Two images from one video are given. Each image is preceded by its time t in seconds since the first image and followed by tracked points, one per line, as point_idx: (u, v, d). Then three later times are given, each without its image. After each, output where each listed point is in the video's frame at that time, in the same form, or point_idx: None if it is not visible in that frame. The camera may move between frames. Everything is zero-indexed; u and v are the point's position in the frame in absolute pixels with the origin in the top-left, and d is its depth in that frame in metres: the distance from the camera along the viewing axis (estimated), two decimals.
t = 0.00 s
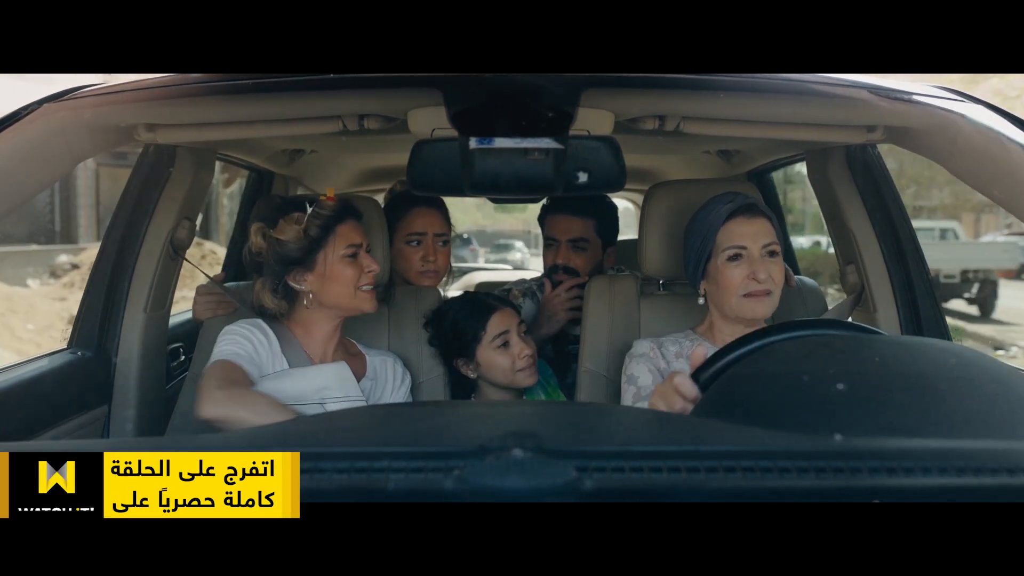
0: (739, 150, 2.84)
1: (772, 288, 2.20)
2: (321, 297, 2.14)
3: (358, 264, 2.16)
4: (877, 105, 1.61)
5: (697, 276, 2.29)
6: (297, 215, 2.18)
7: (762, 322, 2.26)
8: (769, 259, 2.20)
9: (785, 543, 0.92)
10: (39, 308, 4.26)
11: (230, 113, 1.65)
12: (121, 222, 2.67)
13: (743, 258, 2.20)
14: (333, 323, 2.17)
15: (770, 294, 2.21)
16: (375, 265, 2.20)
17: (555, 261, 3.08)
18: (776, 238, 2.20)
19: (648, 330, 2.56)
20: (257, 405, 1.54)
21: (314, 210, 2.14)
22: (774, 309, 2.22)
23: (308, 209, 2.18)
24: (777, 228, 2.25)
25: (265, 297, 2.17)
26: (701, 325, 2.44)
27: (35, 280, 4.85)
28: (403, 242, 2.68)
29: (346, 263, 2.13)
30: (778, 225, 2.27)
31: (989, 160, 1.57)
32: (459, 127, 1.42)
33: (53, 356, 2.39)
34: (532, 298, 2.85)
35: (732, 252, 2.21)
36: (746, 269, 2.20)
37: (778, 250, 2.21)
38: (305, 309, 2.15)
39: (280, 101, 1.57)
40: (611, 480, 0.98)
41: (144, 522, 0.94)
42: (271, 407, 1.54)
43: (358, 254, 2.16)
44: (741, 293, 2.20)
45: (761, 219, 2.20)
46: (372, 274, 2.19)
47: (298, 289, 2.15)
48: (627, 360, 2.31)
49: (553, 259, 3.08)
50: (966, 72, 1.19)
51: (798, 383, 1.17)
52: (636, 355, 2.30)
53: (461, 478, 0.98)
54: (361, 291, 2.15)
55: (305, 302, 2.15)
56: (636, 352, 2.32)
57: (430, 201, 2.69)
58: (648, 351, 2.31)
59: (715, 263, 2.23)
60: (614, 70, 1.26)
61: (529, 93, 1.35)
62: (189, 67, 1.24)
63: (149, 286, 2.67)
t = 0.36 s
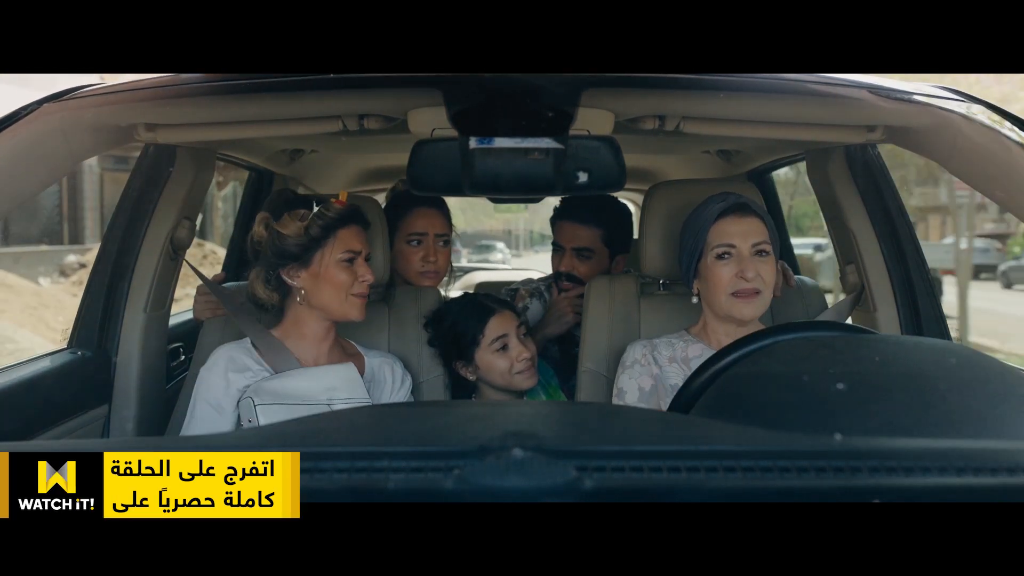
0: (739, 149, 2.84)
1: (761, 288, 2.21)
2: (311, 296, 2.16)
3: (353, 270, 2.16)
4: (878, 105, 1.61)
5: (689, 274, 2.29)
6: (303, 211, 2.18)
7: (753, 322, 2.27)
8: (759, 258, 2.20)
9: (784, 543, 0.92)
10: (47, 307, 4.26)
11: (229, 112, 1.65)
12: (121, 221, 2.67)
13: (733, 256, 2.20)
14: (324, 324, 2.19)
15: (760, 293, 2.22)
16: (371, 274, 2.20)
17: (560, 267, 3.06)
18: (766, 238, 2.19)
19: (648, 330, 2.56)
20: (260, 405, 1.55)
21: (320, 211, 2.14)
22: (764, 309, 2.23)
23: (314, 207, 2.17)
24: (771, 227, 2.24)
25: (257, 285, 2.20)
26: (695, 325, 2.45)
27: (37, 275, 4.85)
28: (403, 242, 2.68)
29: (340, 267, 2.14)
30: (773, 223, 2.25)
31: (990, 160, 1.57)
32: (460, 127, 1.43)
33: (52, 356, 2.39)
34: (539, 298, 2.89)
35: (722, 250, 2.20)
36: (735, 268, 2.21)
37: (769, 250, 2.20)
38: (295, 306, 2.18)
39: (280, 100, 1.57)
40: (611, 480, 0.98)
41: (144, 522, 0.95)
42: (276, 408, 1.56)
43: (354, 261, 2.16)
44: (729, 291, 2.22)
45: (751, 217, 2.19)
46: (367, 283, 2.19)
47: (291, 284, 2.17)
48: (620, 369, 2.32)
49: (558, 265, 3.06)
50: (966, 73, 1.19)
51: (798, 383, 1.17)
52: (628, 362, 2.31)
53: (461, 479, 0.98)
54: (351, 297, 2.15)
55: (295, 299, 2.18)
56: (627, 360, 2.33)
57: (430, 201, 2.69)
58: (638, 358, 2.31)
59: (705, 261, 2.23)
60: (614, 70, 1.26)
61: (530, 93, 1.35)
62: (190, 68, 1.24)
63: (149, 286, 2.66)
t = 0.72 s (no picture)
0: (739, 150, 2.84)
1: (766, 286, 2.22)
2: (303, 299, 2.17)
3: (343, 270, 2.18)
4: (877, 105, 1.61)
5: (693, 272, 2.28)
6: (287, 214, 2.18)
7: (755, 321, 2.28)
8: (764, 257, 2.21)
9: (784, 544, 0.91)
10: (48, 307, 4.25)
11: (229, 112, 1.65)
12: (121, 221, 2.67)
13: (739, 255, 2.20)
14: (319, 324, 2.20)
15: (763, 292, 2.23)
16: (361, 272, 2.21)
17: (561, 264, 3.06)
18: (771, 237, 2.20)
19: (648, 330, 2.56)
20: (258, 406, 1.56)
21: (304, 214, 2.13)
22: (767, 308, 2.24)
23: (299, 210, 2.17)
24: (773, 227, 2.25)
25: (250, 292, 2.21)
26: (696, 324, 2.44)
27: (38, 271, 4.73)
28: (402, 242, 2.68)
29: (330, 268, 2.16)
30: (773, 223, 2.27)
31: (990, 160, 1.57)
32: (459, 127, 1.42)
33: (51, 356, 2.39)
34: (540, 298, 2.93)
35: (728, 248, 2.20)
36: (741, 266, 2.21)
37: (774, 250, 2.22)
38: (288, 310, 2.19)
39: (280, 101, 1.57)
40: (611, 480, 0.98)
41: (144, 522, 0.94)
42: (273, 408, 1.56)
43: (344, 260, 2.17)
44: (736, 290, 2.22)
45: (758, 216, 2.20)
46: (357, 281, 2.20)
47: (283, 289, 2.19)
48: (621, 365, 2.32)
49: (559, 262, 3.06)
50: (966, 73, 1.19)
51: (798, 383, 1.18)
52: (627, 361, 2.31)
53: (461, 479, 0.98)
54: (344, 296, 2.18)
55: (289, 303, 2.19)
56: (628, 356, 2.33)
57: (430, 201, 2.69)
58: (638, 356, 2.31)
59: (711, 259, 2.23)
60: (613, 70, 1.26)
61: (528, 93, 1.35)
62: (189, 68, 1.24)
63: (149, 286, 2.66)
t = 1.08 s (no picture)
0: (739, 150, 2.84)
1: (775, 288, 2.21)
2: (298, 304, 2.17)
3: (341, 279, 2.17)
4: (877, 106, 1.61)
5: (699, 273, 2.28)
6: (288, 219, 2.17)
7: (761, 322, 2.27)
8: (772, 259, 2.20)
9: (784, 544, 0.91)
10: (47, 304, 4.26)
11: (228, 112, 1.65)
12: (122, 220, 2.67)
13: (747, 256, 2.20)
14: (316, 328, 2.20)
15: (772, 294, 2.21)
16: (359, 281, 2.20)
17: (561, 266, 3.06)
18: (779, 239, 2.20)
19: (648, 330, 2.56)
20: (256, 406, 1.56)
21: (306, 222, 2.12)
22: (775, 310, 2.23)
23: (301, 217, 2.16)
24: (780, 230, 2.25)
25: (247, 292, 2.21)
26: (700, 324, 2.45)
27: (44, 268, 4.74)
28: (402, 243, 2.68)
29: (327, 277, 2.15)
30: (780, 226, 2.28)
31: (989, 161, 1.57)
32: (459, 128, 1.42)
33: (51, 356, 2.39)
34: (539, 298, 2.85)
35: (735, 249, 2.21)
36: (750, 267, 2.20)
37: (781, 252, 2.21)
38: (284, 314, 2.18)
39: (280, 101, 1.57)
40: (610, 480, 0.98)
41: (144, 522, 0.95)
42: (272, 408, 1.56)
43: (342, 270, 2.17)
44: (745, 290, 2.20)
45: (767, 218, 2.20)
46: (354, 291, 2.19)
47: (280, 293, 2.19)
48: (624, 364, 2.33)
49: (558, 263, 3.06)
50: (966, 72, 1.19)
51: (798, 383, 1.17)
52: (632, 359, 2.31)
53: (461, 479, 0.98)
54: (339, 304, 2.17)
55: (285, 306, 2.19)
56: (631, 355, 2.33)
57: (429, 201, 2.70)
58: (643, 355, 2.31)
59: (718, 260, 2.23)
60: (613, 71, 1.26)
61: (529, 93, 1.35)
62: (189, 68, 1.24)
63: (149, 286, 2.65)
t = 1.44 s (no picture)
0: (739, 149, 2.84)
1: (777, 285, 2.21)
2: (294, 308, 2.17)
3: (336, 284, 2.16)
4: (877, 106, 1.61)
5: (699, 272, 2.28)
6: (284, 223, 2.16)
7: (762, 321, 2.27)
8: (774, 257, 2.20)
9: (784, 544, 0.91)
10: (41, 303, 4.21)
11: (228, 112, 1.65)
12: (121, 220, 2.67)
13: (748, 254, 2.19)
14: (315, 330, 2.20)
15: (774, 291, 2.21)
16: (355, 285, 2.20)
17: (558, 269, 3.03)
18: (779, 237, 2.20)
19: (648, 330, 2.56)
20: (256, 405, 1.55)
21: (300, 229, 2.12)
22: (778, 307, 2.23)
23: (296, 221, 2.15)
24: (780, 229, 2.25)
25: (246, 295, 2.21)
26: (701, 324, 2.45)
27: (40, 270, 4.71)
28: (402, 242, 2.68)
29: (322, 283, 2.15)
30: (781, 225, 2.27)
31: (989, 161, 1.58)
32: (459, 128, 1.42)
33: (51, 356, 2.39)
34: (535, 297, 2.84)
35: (736, 248, 2.20)
36: (752, 266, 2.20)
37: (782, 250, 2.21)
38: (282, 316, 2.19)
39: (280, 100, 1.57)
40: (611, 480, 0.98)
41: (144, 522, 0.95)
42: (272, 407, 1.56)
43: (338, 275, 2.16)
44: (747, 289, 2.19)
45: (766, 217, 2.20)
46: (351, 295, 2.18)
47: (278, 296, 2.19)
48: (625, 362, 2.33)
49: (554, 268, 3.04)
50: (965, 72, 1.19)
51: (798, 383, 1.17)
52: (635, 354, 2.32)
53: (461, 479, 0.98)
54: (336, 308, 2.16)
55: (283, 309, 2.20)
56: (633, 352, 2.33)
57: (429, 201, 2.70)
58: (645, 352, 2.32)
59: (719, 259, 2.22)
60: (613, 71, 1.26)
61: (529, 92, 1.35)
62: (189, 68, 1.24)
63: (149, 285, 2.65)
